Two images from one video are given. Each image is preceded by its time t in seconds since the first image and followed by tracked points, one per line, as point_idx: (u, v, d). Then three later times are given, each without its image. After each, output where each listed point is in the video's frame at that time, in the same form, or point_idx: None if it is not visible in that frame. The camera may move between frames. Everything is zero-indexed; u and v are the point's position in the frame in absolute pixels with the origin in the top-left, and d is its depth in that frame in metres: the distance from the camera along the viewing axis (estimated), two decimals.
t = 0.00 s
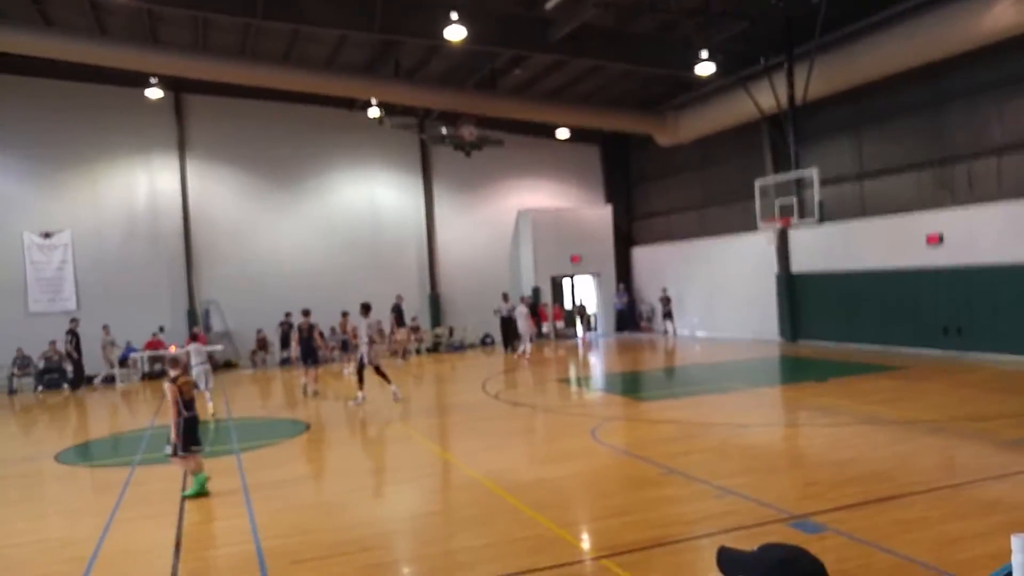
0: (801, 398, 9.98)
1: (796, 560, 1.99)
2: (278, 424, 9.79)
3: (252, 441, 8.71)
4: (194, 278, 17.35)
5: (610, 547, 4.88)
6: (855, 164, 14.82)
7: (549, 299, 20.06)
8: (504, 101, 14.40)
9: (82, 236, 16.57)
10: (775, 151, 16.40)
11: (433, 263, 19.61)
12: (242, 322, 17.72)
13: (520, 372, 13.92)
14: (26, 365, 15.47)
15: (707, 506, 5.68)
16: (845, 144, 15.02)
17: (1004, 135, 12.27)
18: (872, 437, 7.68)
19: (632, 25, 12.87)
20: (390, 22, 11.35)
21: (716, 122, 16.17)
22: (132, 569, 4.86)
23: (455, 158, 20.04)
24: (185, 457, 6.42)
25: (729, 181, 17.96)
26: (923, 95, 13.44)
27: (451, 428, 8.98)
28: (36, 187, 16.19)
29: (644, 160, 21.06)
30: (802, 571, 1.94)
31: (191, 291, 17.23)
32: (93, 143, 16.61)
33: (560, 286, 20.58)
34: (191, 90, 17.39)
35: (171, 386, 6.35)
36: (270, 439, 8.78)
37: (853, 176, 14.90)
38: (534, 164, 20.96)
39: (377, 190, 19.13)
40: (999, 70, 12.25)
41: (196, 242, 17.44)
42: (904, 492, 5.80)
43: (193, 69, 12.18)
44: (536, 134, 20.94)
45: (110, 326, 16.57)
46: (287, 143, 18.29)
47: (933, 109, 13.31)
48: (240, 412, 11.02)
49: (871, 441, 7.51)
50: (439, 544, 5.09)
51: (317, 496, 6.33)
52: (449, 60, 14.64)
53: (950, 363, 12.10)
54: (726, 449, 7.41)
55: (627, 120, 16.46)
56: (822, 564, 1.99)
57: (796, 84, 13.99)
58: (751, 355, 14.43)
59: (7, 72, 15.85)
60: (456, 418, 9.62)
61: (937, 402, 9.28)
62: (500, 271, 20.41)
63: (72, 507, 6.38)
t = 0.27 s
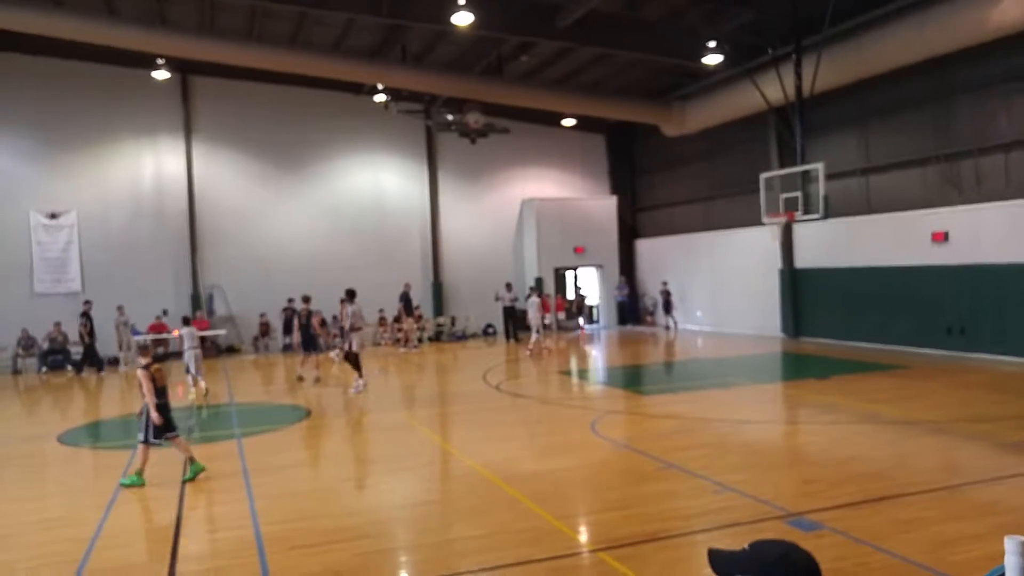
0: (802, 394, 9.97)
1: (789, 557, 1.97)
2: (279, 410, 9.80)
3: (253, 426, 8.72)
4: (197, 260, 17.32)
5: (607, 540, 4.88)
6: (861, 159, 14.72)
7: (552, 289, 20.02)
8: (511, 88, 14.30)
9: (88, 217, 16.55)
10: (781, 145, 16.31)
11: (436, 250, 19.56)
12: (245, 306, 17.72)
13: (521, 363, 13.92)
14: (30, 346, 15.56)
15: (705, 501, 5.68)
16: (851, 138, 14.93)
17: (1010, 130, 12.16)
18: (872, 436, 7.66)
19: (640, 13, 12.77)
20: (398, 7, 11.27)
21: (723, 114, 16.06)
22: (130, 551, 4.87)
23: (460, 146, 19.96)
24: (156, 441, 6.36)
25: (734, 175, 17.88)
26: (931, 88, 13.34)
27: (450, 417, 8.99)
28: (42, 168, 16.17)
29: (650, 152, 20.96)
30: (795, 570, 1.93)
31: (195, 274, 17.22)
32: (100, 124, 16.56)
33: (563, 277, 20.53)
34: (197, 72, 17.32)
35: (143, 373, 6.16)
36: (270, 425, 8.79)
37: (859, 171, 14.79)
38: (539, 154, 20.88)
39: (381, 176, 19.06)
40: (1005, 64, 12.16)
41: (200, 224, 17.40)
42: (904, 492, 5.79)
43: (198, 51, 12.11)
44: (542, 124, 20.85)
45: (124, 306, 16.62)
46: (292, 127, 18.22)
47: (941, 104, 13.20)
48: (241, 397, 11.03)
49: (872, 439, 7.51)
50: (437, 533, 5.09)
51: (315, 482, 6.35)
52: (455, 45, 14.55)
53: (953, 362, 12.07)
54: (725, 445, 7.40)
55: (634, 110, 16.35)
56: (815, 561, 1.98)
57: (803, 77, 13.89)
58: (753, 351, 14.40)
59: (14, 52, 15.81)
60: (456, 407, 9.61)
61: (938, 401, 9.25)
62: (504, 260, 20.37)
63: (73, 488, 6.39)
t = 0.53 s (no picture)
0: (804, 399, 9.95)
1: (787, 559, 1.96)
2: (280, 405, 9.81)
3: (254, 421, 8.73)
4: (202, 254, 17.34)
5: (606, 541, 4.87)
6: (867, 164, 14.69)
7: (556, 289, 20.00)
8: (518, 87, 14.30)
9: (94, 208, 16.58)
10: (787, 149, 16.28)
11: (441, 248, 19.54)
12: (248, 300, 17.73)
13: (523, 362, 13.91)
14: (32, 337, 15.59)
15: (705, 504, 5.67)
16: (857, 143, 14.89)
17: (1017, 138, 12.14)
18: (874, 441, 7.64)
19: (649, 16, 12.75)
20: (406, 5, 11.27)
21: (730, 117, 16.04)
22: (130, 545, 4.88)
23: (466, 144, 19.95)
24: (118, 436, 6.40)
25: (740, 178, 17.86)
26: (938, 94, 13.30)
27: (452, 415, 8.99)
28: (49, 158, 16.20)
29: (656, 153, 20.93)
30: (794, 572, 1.92)
31: (199, 268, 17.25)
32: (107, 116, 16.59)
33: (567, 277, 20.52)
34: (205, 66, 17.34)
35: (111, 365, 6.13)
36: (271, 420, 8.80)
37: (865, 176, 14.75)
38: (545, 153, 20.87)
39: (387, 172, 19.05)
40: (1013, 71, 12.14)
41: (205, 218, 17.42)
42: (904, 498, 5.78)
43: (206, 46, 12.13)
44: (548, 123, 20.84)
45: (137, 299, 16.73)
46: (299, 122, 18.23)
47: (948, 110, 13.16)
48: (243, 391, 11.05)
49: (873, 445, 7.49)
50: (436, 531, 5.09)
51: (315, 478, 6.35)
52: (463, 43, 14.55)
53: (956, 370, 12.05)
54: (726, 448, 7.39)
55: (640, 111, 16.33)
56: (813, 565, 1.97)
57: (811, 82, 13.86)
58: (756, 354, 14.38)
59: (23, 43, 15.85)
60: (458, 405, 9.61)
61: (941, 408, 9.23)
62: (507, 259, 20.36)
63: (74, 480, 6.41)
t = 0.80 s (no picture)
0: (806, 396, 9.94)
1: (791, 560, 1.95)
2: (282, 406, 9.80)
3: (254, 423, 8.71)
4: (203, 255, 17.33)
5: (609, 541, 4.85)
6: (867, 161, 14.66)
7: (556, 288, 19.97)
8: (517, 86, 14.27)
9: (94, 210, 16.57)
10: (787, 146, 16.26)
11: (441, 248, 19.53)
12: (249, 301, 17.72)
13: (525, 361, 13.89)
14: (33, 340, 15.51)
15: (708, 503, 5.66)
16: (857, 140, 14.88)
17: (1016, 134, 12.13)
18: (876, 438, 7.63)
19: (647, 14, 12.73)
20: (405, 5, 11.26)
21: (729, 114, 16.02)
22: (131, 548, 4.87)
23: (466, 143, 19.92)
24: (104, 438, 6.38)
25: (740, 175, 17.84)
26: (937, 90, 13.29)
27: (453, 415, 8.98)
28: (50, 160, 16.19)
29: (656, 151, 20.91)
30: (797, 572, 1.91)
31: (200, 269, 17.24)
32: (107, 118, 16.59)
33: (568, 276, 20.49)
34: (205, 67, 17.33)
35: (74, 369, 6.25)
36: (272, 421, 8.79)
37: (865, 172, 14.74)
38: (545, 152, 20.85)
39: (387, 172, 19.04)
40: (1011, 67, 12.13)
41: (206, 219, 17.41)
42: (907, 494, 5.76)
43: (205, 47, 12.12)
44: (548, 122, 20.82)
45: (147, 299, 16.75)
46: (299, 123, 18.22)
47: (947, 106, 13.14)
48: (244, 392, 11.04)
49: (876, 442, 7.48)
50: (438, 532, 5.08)
51: (316, 480, 6.34)
52: (462, 43, 14.54)
53: (957, 366, 12.02)
54: (729, 446, 7.38)
55: (640, 110, 16.31)
56: (818, 563, 1.96)
57: (810, 79, 13.84)
58: (757, 352, 14.37)
59: (23, 45, 15.85)
60: (460, 405, 9.60)
61: (943, 405, 9.21)
62: (508, 258, 20.33)
63: (75, 483, 6.40)
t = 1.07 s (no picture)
0: (806, 396, 9.95)
1: (791, 561, 1.95)
2: (281, 407, 9.80)
3: (254, 424, 8.71)
4: (202, 255, 17.32)
5: (609, 542, 4.85)
6: (865, 162, 14.67)
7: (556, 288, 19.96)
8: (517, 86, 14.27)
9: (93, 210, 16.56)
10: (787, 146, 16.26)
11: (441, 248, 19.52)
12: (249, 302, 17.71)
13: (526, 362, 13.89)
14: (30, 340, 15.40)
15: (708, 503, 5.66)
16: (855, 141, 14.88)
17: (1013, 136, 12.14)
18: (876, 438, 7.64)
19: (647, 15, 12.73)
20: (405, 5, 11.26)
21: (729, 115, 16.02)
22: (131, 550, 4.86)
23: (466, 143, 19.91)
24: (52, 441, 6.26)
25: (740, 175, 17.84)
26: (935, 92, 13.29)
27: (453, 416, 8.98)
28: (49, 160, 16.18)
29: (656, 152, 20.91)
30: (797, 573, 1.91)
31: (199, 270, 17.22)
32: (107, 118, 16.57)
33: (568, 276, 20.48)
34: (204, 67, 17.31)
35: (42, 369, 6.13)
36: (271, 422, 8.79)
37: (864, 174, 14.74)
38: (545, 152, 20.84)
39: (387, 172, 19.04)
40: (1009, 68, 12.13)
41: (205, 219, 17.40)
42: (907, 494, 5.77)
43: (205, 47, 12.11)
44: (548, 122, 20.81)
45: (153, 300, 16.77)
46: (298, 123, 18.20)
47: (945, 109, 13.15)
48: (244, 393, 11.04)
49: (876, 442, 7.48)
50: (438, 533, 5.08)
51: (316, 481, 6.34)
52: (462, 44, 14.54)
53: (956, 366, 12.04)
54: (728, 446, 7.38)
55: (640, 111, 16.31)
56: (818, 564, 1.97)
57: (810, 80, 13.84)
58: (757, 352, 14.37)
59: (23, 44, 15.83)
60: (460, 405, 9.60)
61: (942, 405, 9.22)
62: (508, 258, 20.32)
63: (75, 484, 6.39)
